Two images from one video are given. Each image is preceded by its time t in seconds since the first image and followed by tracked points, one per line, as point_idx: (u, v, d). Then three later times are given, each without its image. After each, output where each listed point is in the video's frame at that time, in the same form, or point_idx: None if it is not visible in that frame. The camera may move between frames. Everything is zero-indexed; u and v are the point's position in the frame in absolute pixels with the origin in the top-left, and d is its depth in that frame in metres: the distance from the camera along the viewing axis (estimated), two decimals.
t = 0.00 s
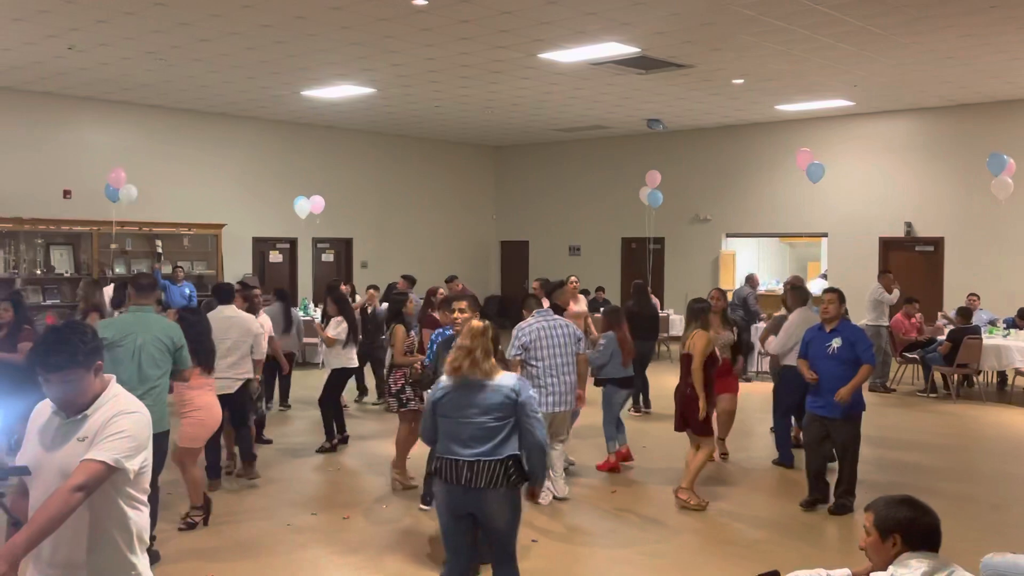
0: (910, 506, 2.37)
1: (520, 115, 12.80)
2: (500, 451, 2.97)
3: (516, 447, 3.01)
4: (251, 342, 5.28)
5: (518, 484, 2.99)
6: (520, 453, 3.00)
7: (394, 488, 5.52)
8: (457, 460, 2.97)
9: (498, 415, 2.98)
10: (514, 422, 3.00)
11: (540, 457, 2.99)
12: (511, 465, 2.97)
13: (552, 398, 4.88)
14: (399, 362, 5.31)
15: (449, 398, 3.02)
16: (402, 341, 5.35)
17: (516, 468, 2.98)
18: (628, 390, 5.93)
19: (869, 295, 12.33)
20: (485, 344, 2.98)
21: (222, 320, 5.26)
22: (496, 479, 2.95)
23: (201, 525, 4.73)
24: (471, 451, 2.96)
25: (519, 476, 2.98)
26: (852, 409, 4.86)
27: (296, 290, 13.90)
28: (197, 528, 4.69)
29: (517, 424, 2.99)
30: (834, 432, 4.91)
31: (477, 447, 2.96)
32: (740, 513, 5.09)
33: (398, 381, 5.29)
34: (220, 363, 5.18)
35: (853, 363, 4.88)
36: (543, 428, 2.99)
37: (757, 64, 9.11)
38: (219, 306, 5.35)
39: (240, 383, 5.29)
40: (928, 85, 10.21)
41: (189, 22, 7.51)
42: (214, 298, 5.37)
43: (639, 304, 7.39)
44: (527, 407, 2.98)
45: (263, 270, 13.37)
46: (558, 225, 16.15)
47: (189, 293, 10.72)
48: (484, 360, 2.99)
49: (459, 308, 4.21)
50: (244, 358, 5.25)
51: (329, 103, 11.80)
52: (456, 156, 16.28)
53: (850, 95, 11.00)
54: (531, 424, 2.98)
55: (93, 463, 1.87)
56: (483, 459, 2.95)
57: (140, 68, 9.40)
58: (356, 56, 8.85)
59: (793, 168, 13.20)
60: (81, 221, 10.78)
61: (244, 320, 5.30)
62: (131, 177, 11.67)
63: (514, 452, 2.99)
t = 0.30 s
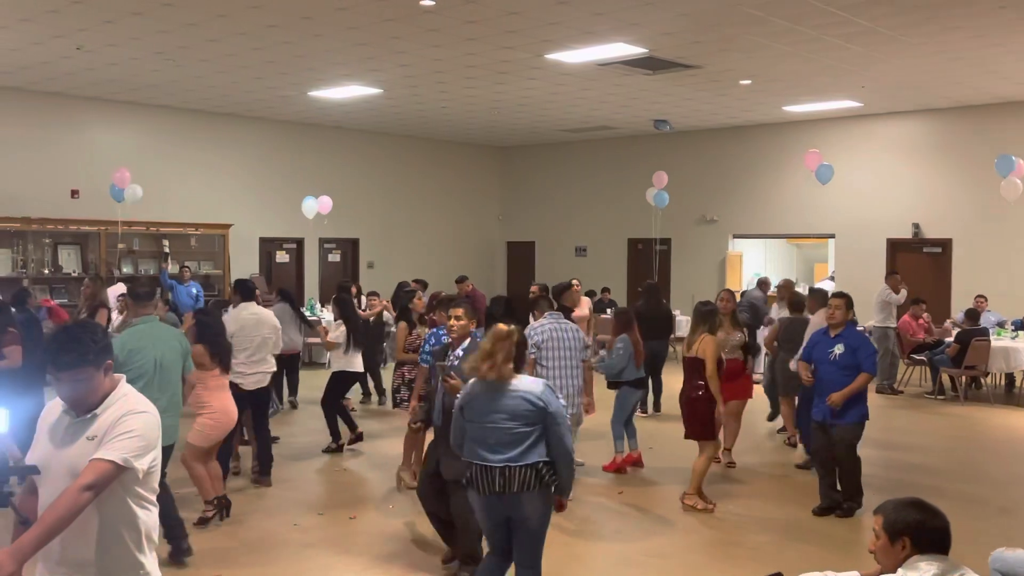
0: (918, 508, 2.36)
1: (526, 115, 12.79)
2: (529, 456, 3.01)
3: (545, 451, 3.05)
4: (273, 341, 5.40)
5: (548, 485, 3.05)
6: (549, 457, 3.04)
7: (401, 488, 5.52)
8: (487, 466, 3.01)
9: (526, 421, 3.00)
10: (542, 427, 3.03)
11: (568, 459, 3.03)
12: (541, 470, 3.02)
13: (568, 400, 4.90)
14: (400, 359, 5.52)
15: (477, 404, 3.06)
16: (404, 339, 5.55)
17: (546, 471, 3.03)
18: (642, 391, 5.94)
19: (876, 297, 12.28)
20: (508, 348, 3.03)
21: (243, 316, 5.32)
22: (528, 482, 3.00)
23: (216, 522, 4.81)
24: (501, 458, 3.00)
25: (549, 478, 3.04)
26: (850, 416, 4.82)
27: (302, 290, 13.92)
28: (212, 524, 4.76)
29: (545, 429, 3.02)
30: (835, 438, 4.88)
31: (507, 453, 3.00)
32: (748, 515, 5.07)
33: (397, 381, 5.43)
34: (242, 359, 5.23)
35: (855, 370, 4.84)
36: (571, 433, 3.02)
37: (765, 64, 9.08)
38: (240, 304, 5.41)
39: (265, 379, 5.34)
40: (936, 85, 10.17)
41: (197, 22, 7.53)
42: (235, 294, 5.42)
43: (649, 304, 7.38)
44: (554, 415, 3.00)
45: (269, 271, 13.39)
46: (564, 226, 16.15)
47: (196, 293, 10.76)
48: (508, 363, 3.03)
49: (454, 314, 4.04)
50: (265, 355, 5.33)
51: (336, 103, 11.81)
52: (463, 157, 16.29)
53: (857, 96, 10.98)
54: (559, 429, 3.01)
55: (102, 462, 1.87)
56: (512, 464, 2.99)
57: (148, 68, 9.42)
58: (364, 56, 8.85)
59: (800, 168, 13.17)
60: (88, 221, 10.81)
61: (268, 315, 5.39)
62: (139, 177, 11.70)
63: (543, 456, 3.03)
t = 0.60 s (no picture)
0: (925, 511, 2.35)
1: (532, 116, 12.79)
2: (546, 448, 3.09)
3: (560, 446, 3.14)
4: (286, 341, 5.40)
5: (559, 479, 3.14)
6: (564, 452, 3.14)
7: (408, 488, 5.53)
8: (504, 452, 3.08)
9: (548, 415, 3.10)
10: (561, 422, 3.12)
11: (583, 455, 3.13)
12: (555, 463, 3.11)
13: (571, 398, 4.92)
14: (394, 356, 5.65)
15: (501, 392, 3.12)
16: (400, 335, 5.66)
17: (559, 465, 3.12)
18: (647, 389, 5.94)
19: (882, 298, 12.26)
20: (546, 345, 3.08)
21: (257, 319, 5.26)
22: (542, 473, 3.08)
23: (229, 516, 4.87)
24: (519, 446, 3.08)
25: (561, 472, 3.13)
26: (867, 411, 4.80)
27: (308, 289, 13.94)
28: (225, 521, 4.81)
29: (564, 424, 3.12)
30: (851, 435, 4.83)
31: (525, 443, 3.08)
32: (753, 516, 5.08)
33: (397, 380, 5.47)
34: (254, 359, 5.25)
35: (865, 365, 4.83)
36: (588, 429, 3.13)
37: (771, 65, 9.08)
38: (254, 301, 5.37)
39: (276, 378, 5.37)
40: (942, 87, 10.15)
41: (204, 22, 7.55)
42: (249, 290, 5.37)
43: (658, 304, 7.36)
44: (577, 412, 3.10)
45: (275, 270, 13.41)
46: (570, 226, 16.15)
47: (201, 292, 10.81)
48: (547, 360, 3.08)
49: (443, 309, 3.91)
50: (277, 354, 5.35)
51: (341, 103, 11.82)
52: (469, 157, 16.29)
53: (864, 97, 10.95)
54: (578, 425, 3.11)
55: (108, 461, 1.88)
56: (529, 454, 3.07)
57: (155, 68, 9.45)
58: (369, 56, 8.87)
59: (806, 169, 13.14)
60: (95, 220, 10.86)
61: (280, 314, 5.37)
62: (145, 176, 11.74)
63: (559, 449, 3.13)
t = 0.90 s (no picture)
0: (929, 511, 2.34)
1: (536, 115, 12.79)
2: (555, 447, 3.09)
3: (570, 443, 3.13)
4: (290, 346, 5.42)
5: (572, 477, 3.12)
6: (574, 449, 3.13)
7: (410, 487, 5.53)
8: (514, 455, 3.10)
9: (554, 413, 3.11)
10: (568, 419, 3.13)
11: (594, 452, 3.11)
12: (566, 462, 3.10)
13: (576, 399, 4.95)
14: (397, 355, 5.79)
15: (507, 397, 3.16)
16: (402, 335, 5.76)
17: (571, 463, 3.11)
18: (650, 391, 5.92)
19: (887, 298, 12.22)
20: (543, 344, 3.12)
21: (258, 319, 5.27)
22: (554, 472, 3.08)
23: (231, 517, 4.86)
24: (528, 448, 3.09)
25: (574, 470, 3.12)
26: (870, 413, 4.76)
27: (312, 288, 13.96)
28: (228, 521, 4.82)
29: (571, 421, 3.11)
30: (854, 442, 4.81)
31: (534, 443, 3.09)
32: (756, 516, 5.07)
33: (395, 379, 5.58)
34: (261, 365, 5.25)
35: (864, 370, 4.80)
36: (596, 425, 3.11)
37: (776, 65, 9.06)
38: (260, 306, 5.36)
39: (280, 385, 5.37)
40: (948, 87, 10.12)
41: (209, 21, 7.56)
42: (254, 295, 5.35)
43: (660, 304, 7.37)
44: (581, 407, 3.10)
45: (279, 268, 13.43)
46: (573, 225, 16.15)
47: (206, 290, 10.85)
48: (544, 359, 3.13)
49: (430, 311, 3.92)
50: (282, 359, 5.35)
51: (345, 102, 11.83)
52: (473, 156, 16.29)
53: (869, 97, 10.93)
54: (585, 421, 3.10)
55: (112, 459, 1.88)
56: (539, 454, 3.07)
57: (159, 67, 9.47)
58: (373, 55, 8.87)
59: (810, 169, 13.13)
60: (100, 219, 10.89)
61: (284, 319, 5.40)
62: (150, 174, 11.76)
63: (568, 447, 3.12)
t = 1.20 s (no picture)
0: (932, 511, 2.34)
1: (540, 114, 12.79)
2: (582, 436, 3.14)
3: (595, 431, 3.19)
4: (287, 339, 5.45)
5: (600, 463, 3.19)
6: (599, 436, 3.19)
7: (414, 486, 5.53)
8: (544, 450, 3.11)
9: (577, 404, 3.15)
10: (590, 409, 3.18)
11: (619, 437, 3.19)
12: (595, 449, 3.16)
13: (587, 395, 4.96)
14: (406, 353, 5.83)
15: (528, 394, 3.17)
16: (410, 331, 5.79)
17: (599, 449, 3.18)
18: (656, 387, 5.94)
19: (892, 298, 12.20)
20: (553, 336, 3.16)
21: (253, 311, 5.54)
22: (586, 461, 3.13)
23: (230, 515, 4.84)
24: (558, 440, 3.11)
25: (602, 456, 3.18)
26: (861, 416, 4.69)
27: (316, 287, 13.97)
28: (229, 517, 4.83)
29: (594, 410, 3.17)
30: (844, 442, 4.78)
31: (563, 436, 3.12)
32: (760, 516, 5.05)
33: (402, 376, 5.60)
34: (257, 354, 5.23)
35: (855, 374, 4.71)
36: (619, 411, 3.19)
37: (780, 64, 9.05)
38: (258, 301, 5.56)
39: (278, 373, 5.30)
40: (953, 86, 10.11)
41: (215, 20, 7.58)
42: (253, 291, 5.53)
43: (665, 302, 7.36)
44: (603, 395, 3.16)
45: (283, 267, 13.46)
46: (577, 224, 16.15)
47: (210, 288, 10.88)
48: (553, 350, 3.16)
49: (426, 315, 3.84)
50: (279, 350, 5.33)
51: (350, 101, 11.84)
52: (477, 155, 16.30)
53: (874, 96, 10.92)
54: (608, 408, 3.17)
55: (117, 456, 1.89)
56: (570, 446, 3.11)
57: (164, 65, 9.48)
58: (378, 54, 8.88)
59: (814, 169, 13.11)
60: (105, 216, 10.92)
61: (283, 311, 5.55)
62: (155, 172, 11.78)
63: (594, 435, 3.18)
